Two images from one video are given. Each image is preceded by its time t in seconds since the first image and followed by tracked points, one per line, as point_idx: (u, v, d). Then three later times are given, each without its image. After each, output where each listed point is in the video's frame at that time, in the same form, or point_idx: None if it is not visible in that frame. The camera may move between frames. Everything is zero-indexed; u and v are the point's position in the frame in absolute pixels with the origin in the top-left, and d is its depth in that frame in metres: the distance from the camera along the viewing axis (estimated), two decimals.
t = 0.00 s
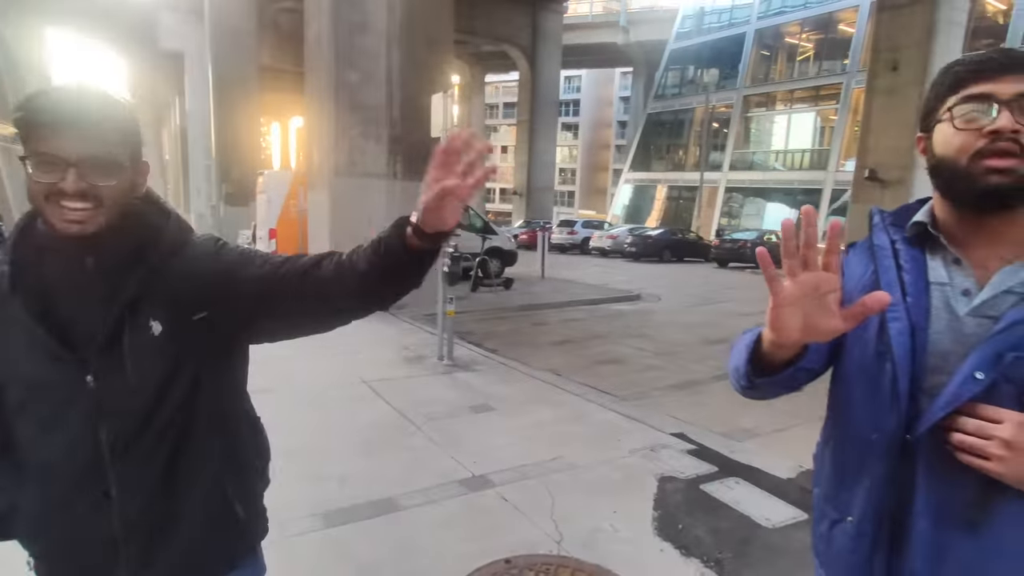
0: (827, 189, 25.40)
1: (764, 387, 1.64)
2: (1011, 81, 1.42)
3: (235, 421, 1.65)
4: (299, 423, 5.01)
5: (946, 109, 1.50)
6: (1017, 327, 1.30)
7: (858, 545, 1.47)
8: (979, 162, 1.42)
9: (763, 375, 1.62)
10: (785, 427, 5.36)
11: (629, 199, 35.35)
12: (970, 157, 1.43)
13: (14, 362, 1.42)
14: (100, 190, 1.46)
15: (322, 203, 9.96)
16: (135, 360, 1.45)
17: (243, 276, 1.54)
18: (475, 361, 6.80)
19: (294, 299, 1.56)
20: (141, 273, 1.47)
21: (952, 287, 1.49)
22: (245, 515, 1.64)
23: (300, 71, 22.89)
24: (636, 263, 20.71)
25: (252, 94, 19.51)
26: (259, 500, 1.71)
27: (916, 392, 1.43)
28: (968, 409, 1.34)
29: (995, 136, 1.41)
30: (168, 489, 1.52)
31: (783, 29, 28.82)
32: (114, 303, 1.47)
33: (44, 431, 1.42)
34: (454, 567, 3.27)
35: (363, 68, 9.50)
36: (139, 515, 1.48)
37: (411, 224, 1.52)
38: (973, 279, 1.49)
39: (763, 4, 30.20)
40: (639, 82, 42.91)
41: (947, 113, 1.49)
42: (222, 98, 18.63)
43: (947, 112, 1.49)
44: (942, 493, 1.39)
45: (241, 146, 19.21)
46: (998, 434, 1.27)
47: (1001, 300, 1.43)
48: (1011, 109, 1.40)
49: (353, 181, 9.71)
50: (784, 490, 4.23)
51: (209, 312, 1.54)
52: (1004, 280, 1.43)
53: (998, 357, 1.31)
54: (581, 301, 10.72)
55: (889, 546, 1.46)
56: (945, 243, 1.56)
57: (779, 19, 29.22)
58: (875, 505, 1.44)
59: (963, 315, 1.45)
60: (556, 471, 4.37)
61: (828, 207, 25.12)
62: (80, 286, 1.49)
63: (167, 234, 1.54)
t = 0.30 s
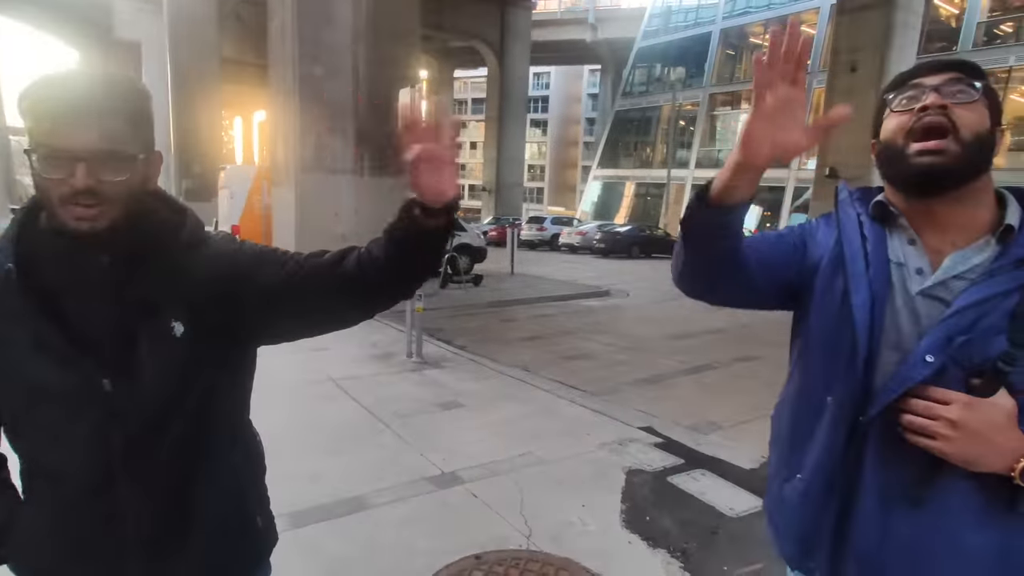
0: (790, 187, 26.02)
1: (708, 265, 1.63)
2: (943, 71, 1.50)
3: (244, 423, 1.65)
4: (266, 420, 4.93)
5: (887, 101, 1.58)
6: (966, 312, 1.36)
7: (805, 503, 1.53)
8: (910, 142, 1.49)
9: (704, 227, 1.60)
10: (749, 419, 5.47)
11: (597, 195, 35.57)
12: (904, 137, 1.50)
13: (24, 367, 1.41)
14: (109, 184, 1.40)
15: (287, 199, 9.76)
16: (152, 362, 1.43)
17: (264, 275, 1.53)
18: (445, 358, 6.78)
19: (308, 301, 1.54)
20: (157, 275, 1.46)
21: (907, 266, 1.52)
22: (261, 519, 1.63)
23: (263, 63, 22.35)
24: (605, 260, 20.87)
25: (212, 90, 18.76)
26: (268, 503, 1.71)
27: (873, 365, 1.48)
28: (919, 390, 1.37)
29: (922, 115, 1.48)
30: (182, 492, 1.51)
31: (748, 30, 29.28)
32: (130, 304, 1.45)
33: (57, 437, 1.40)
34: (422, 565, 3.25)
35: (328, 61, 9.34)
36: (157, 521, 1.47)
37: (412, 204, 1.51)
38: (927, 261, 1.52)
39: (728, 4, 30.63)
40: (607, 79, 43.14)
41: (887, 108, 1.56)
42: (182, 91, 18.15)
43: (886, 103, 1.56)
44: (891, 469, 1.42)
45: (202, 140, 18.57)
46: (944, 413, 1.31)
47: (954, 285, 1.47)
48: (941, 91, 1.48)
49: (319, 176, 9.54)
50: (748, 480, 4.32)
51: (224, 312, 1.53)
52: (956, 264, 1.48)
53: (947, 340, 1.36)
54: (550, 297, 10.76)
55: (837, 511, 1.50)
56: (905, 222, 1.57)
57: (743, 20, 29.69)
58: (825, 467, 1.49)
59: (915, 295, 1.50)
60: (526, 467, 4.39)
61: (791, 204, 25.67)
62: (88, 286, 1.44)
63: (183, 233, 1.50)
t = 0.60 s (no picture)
0: (755, 184, 26.62)
1: (685, 207, 1.62)
2: (902, 73, 1.52)
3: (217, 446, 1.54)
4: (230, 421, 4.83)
5: (849, 101, 1.60)
6: (920, 306, 1.41)
7: (758, 480, 1.55)
8: (868, 141, 1.52)
9: (698, 156, 1.61)
10: (715, 412, 5.57)
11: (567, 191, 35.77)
12: (861, 137, 1.53)
13: None
14: (32, 204, 1.21)
15: (250, 194, 9.54)
16: (117, 384, 1.30)
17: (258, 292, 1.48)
18: (414, 355, 6.73)
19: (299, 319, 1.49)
20: (131, 284, 1.32)
21: (867, 257, 1.57)
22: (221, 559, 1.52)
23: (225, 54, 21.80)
24: (574, 255, 20.99)
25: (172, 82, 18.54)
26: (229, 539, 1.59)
27: (832, 351, 1.53)
28: (876, 380, 1.40)
29: (878, 115, 1.52)
30: (150, 519, 1.41)
31: (713, 29, 29.72)
32: (91, 318, 1.30)
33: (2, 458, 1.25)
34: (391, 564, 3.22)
35: (293, 52, 9.12)
36: (114, 554, 1.35)
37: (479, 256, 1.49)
38: (884, 252, 1.56)
39: (694, 3, 31.05)
40: (576, 76, 43.33)
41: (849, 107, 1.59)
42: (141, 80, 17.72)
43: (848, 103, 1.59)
44: (847, 454, 1.46)
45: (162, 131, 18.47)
46: (901, 403, 1.33)
47: (910, 278, 1.51)
48: (899, 94, 1.50)
49: (284, 171, 9.37)
50: (714, 471, 4.39)
51: (201, 329, 1.44)
52: (913, 257, 1.52)
53: (904, 333, 1.40)
54: (520, 293, 10.78)
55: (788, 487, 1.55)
56: (866, 215, 1.61)
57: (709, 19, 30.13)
58: (781, 447, 1.52)
59: (874, 285, 1.53)
60: (495, 462, 4.38)
61: (756, 200, 26.18)
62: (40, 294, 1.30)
63: (157, 241, 1.38)
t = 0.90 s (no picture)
0: (728, 181, 27.01)
1: (654, 199, 1.65)
2: (863, 73, 1.55)
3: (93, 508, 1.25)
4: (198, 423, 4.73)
5: (813, 100, 1.63)
6: (881, 299, 1.45)
7: (733, 469, 1.58)
8: (831, 139, 1.55)
9: (663, 149, 1.62)
10: (688, 406, 5.64)
11: (542, 188, 35.87)
12: (825, 135, 1.56)
13: None
14: None
15: (218, 190, 9.22)
16: None
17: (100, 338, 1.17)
18: (389, 353, 6.69)
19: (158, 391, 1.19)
20: None
21: (832, 252, 1.60)
22: None
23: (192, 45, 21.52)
24: (550, 252, 21.06)
25: (137, 76, 19.25)
26: None
27: (802, 344, 1.56)
28: (839, 370, 1.44)
29: (842, 114, 1.54)
30: None
31: (686, 27, 29.97)
32: None
33: None
34: (367, 562, 3.21)
35: (263, 46, 8.98)
36: None
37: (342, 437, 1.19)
38: (849, 247, 1.60)
39: (668, 2, 31.30)
40: (552, 72, 43.40)
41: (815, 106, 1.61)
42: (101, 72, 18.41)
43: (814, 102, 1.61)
44: (814, 445, 1.49)
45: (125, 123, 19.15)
46: (861, 392, 1.37)
47: (873, 271, 1.54)
48: (860, 92, 1.54)
49: (254, 166, 9.12)
50: (688, 464, 4.45)
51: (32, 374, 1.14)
52: (877, 252, 1.56)
53: (866, 325, 1.44)
54: (496, 289, 10.78)
55: (759, 477, 1.58)
56: (832, 212, 1.65)
57: (683, 17, 30.38)
58: (754, 437, 1.55)
59: (840, 278, 1.57)
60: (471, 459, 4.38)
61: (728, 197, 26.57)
62: None
63: None
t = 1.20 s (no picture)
0: (705, 179, 27.27)
1: (633, 192, 1.65)
2: (835, 71, 1.57)
3: None
4: (168, 423, 4.65)
5: (789, 96, 1.64)
6: (850, 295, 1.46)
7: (705, 463, 1.60)
8: (808, 133, 1.55)
9: (646, 146, 1.62)
10: (664, 401, 5.69)
11: (521, 185, 35.84)
12: (802, 131, 1.57)
13: None
14: None
15: (190, 185, 9.03)
16: None
17: None
18: (365, 351, 6.64)
19: None
20: None
21: (803, 249, 1.62)
22: None
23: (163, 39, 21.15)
24: (528, 249, 21.06)
25: (104, 69, 19.08)
26: None
27: (773, 339, 1.58)
28: (808, 365, 1.46)
29: (817, 111, 1.55)
30: None
31: (664, 25, 30.18)
32: None
33: None
34: (342, 561, 3.18)
35: (234, 38, 8.82)
36: None
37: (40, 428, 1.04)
38: (818, 243, 1.62)
39: None
40: (530, 70, 43.36)
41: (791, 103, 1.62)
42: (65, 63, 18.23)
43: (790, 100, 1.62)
44: (782, 439, 1.51)
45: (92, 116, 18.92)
46: (829, 386, 1.38)
47: (841, 268, 1.56)
48: (834, 89, 1.56)
49: (226, 161, 8.96)
50: (664, 459, 4.49)
51: None
52: (846, 249, 1.58)
53: (834, 321, 1.46)
54: (473, 287, 10.75)
55: (731, 472, 1.59)
56: (803, 210, 1.66)
57: (660, 15, 30.56)
58: (727, 432, 1.56)
59: (809, 275, 1.59)
60: (448, 456, 4.37)
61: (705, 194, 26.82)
62: None
63: None
